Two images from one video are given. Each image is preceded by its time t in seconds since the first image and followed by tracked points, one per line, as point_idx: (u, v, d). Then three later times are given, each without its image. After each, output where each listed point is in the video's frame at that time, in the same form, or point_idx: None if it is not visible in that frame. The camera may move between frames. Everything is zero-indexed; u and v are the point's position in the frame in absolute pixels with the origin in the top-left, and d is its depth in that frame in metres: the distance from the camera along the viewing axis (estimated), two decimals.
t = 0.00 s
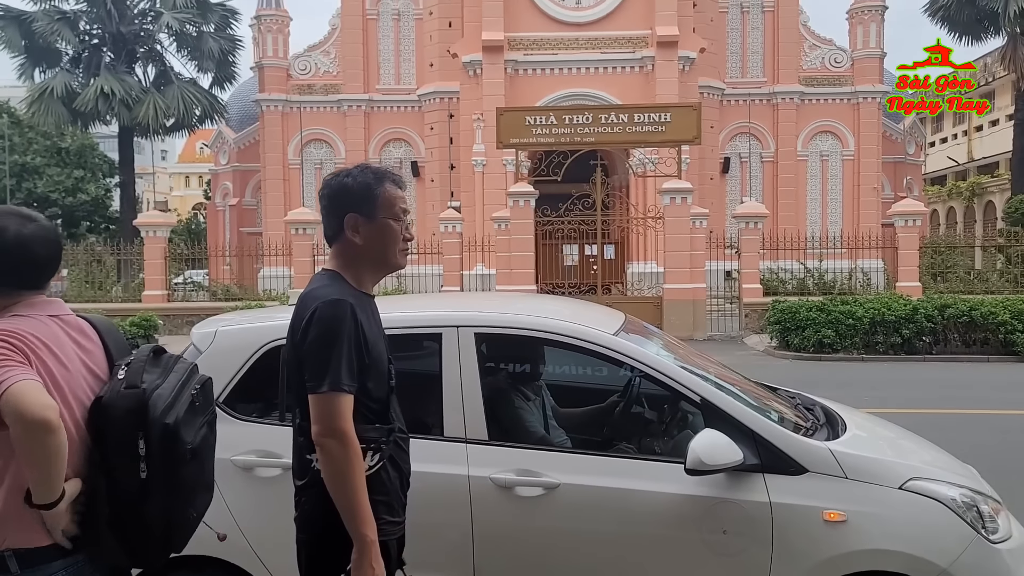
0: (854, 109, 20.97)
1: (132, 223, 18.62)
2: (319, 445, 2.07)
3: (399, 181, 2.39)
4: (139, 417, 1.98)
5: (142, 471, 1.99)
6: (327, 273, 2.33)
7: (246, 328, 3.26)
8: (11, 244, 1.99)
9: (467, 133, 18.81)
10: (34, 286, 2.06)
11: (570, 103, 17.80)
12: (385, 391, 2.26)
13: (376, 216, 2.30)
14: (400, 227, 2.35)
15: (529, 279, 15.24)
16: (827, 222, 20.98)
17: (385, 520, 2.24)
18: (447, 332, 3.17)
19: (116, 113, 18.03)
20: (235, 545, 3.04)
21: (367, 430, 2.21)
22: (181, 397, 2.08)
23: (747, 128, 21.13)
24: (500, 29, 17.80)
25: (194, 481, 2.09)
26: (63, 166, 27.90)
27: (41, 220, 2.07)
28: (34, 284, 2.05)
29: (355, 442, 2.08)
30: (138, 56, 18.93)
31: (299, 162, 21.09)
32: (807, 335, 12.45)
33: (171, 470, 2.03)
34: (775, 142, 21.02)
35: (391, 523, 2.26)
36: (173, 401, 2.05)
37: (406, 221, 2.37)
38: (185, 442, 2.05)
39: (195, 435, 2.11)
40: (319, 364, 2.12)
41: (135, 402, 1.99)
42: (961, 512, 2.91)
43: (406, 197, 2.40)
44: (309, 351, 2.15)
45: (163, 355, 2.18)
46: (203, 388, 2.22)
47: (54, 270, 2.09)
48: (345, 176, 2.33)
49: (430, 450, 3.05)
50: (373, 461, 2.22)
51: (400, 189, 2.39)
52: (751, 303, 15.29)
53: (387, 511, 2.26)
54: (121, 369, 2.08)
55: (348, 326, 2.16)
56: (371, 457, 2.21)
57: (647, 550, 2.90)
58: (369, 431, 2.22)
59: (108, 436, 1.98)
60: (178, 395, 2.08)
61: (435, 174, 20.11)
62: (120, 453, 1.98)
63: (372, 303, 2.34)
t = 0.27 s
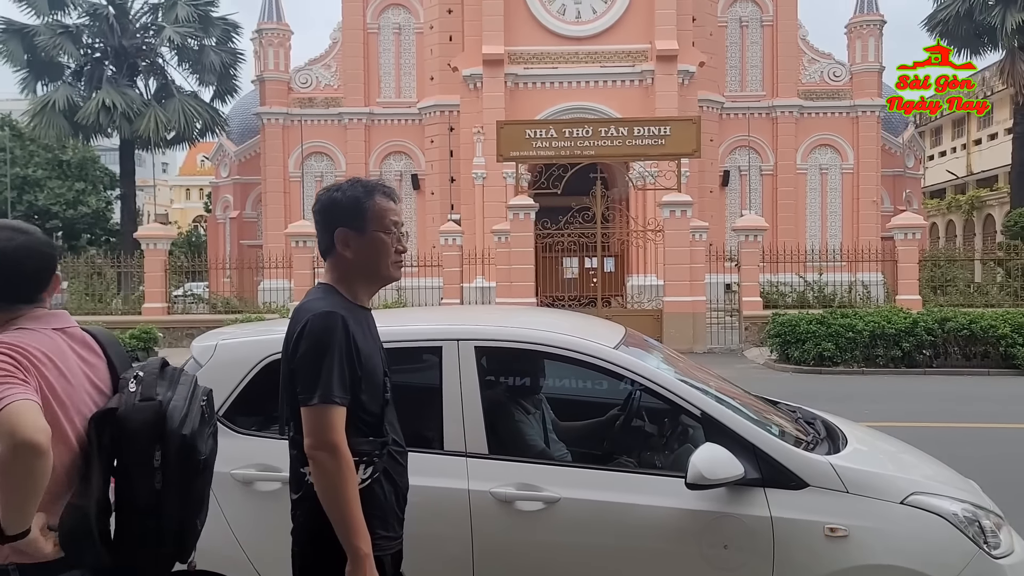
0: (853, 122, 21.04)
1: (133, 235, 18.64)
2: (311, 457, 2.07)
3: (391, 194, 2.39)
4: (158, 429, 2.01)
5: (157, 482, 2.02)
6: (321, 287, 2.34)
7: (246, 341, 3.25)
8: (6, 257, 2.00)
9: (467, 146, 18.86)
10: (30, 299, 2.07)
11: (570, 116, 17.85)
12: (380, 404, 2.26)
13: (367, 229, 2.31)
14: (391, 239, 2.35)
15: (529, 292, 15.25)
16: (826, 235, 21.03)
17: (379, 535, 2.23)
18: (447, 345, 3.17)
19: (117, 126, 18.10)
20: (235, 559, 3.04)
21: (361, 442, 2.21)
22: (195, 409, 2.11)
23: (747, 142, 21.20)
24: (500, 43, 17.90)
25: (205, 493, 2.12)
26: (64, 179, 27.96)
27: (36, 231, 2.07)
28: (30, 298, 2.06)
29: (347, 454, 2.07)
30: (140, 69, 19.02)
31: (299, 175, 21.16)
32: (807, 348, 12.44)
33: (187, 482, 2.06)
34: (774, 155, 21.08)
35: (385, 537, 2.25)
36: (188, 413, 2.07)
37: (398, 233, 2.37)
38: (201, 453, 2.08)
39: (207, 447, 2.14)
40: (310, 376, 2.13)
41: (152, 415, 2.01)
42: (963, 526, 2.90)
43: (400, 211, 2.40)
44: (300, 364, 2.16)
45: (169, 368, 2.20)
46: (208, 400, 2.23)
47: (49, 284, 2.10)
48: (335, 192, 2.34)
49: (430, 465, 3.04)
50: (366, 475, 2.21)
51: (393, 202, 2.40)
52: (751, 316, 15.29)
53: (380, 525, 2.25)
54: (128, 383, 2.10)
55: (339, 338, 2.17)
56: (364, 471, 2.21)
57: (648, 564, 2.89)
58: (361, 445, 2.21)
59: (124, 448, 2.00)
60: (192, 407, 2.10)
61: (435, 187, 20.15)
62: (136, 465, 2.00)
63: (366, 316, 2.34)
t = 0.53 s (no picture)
0: (852, 133, 21.10)
1: (132, 246, 18.64)
2: (301, 469, 2.07)
3: (385, 206, 2.39)
4: (166, 442, 2.01)
5: (166, 495, 2.02)
6: (316, 300, 2.34)
7: (246, 353, 3.25)
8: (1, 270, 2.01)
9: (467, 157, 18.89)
10: (29, 314, 2.06)
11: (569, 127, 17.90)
12: (374, 415, 2.25)
13: (360, 241, 2.31)
14: (385, 250, 2.34)
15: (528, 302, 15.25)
16: (825, 246, 21.06)
17: (373, 548, 2.23)
18: (447, 357, 3.16)
19: (117, 137, 18.14)
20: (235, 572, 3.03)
21: (354, 454, 2.20)
22: (201, 422, 2.10)
23: (746, 152, 21.24)
24: (500, 55, 17.97)
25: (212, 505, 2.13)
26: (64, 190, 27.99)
27: (39, 244, 2.09)
28: (28, 312, 2.05)
29: (338, 465, 2.07)
30: (140, 80, 19.07)
31: (299, 186, 21.20)
32: (807, 359, 12.43)
33: (195, 494, 2.07)
34: (773, 166, 21.13)
35: (380, 550, 2.24)
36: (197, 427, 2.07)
37: (392, 244, 2.36)
38: (208, 466, 2.08)
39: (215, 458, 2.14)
40: (301, 388, 2.12)
41: (161, 428, 2.01)
42: (964, 539, 2.89)
43: (394, 222, 2.40)
44: (292, 376, 2.16)
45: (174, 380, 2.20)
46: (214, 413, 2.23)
47: (51, 297, 2.10)
48: (328, 204, 2.35)
49: (430, 476, 3.03)
50: (358, 487, 2.20)
51: (387, 213, 2.40)
52: (750, 326, 15.28)
53: (375, 537, 2.24)
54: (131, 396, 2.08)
55: (330, 349, 2.17)
56: (356, 483, 2.20)
57: None
58: (355, 456, 2.21)
59: (130, 460, 2.00)
60: (198, 420, 2.09)
61: (435, 198, 20.17)
62: (145, 478, 2.00)
63: (361, 327, 2.33)
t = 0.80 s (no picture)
0: (850, 143, 21.15)
1: (131, 255, 18.64)
2: (295, 480, 2.06)
3: (382, 215, 2.39)
4: (159, 452, 2.00)
5: (161, 508, 2.01)
6: (311, 310, 2.34)
7: (245, 363, 3.24)
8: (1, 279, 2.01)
9: (466, 166, 18.91)
10: (27, 323, 2.05)
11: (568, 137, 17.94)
12: (369, 425, 2.24)
13: (355, 251, 2.31)
14: (380, 259, 2.34)
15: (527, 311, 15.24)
16: (824, 254, 21.08)
17: (368, 560, 2.22)
18: (446, 366, 3.15)
19: (116, 147, 18.17)
20: None
21: (348, 465, 2.19)
22: (197, 434, 2.10)
23: (745, 162, 21.28)
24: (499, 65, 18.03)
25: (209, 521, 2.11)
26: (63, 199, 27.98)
27: (40, 253, 2.09)
28: (26, 323, 2.05)
29: (331, 477, 2.06)
30: (140, 90, 19.11)
31: (298, 195, 21.23)
32: (807, 368, 12.42)
33: (190, 509, 2.05)
34: (772, 176, 21.17)
35: (374, 562, 2.23)
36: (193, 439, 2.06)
37: (388, 253, 2.36)
38: (205, 478, 2.07)
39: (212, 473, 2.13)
40: (294, 399, 2.12)
41: (155, 440, 2.01)
42: (964, 549, 2.88)
43: (391, 231, 2.40)
44: (284, 387, 2.16)
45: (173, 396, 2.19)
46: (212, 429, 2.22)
47: (49, 305, 2.09)
48: (324, 214, 2.35)
49: (429, 487, 3.03)
50: (352, 499, 2.19)
51: (384, 222, 2.39)
52: (750, 335, 15.28)
53: (371, 548, 2.24)
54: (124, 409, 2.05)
55: (324, 359, 2.17)
56: (349, 494, 2.19)
57: None
58: (348, 467, 2.19)
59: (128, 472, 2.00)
60: (194, 432, 2.09)
61: (434, 207, 20.19)
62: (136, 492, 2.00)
63: (357, 338, 2.33)
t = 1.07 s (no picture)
0: (849, 150, 21.20)
1: (131, 264, 18.64)
2: (292, 491, 2.06)
3: (382, 224, 2.40)
4: (113, 475, 1.96)
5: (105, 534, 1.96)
6: (310, 319, 2.34)
7: (244, 372, 3.24)
8: (17, 286, 2.09)
9: (466, 174, 18.94)
10: (42, 332, 2.13)
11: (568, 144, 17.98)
12: (367, 435, 2.24)
13: (354, 260, 2.31)
14: (380, 268, 2.34)
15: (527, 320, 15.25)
16: (824, 262, 21.11)
17: (367, 571, 2.22)
18: (445, 375, 3.15)
19: (116, 156, 18.21)
20: None
21: (346, 475, 2.19)
22: (161, 462, 2.04)
23: (744, 170, 21.32)
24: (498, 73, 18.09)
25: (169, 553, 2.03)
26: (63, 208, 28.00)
27: (56, 264, 2.17)
28: (40, 331, 2.13)
29: (328, 488, 2.06)
30: (141, 99, 19.16)
31: (298, 204, 21.26)
32: (806, 376, 12.42)
33: (142, 538, 1.97)
34: (771, 184, 21.21)
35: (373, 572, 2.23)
36: (151, 466, 2.00)
37: (388, 262, 2.37)
38: (158, 510, 2.00)
39: (180, 501, 2.07)
40: (290, 410, 2.12)
41: (112, 462, 1.97)
42: (965, 557, 2.88)
43: (391, 241, 2.40)
44: (280, 398, 2.16)
45: (159, 420, 2.16)
46: (197, 456, 2.17)
47: (63, 314, 2.16)
48: (324, 223, 2.36)
49: (429, 496, 3.02)
50: (350, 509, 2.19)
51: (384, 231, 2.40)
52: (749, 343, 15.28)
53: (370, 559, 2.23)
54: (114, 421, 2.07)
55: (320, 369, 2.17)
56: (347, 505, 2.19)
57: None
58: (346, 477, 2.19)
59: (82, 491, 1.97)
60: (158, 460, 2.03)
61: (434, 215, 20.22)
62: (85, 517, 1.96)
63: (356, 347, 2.34)
